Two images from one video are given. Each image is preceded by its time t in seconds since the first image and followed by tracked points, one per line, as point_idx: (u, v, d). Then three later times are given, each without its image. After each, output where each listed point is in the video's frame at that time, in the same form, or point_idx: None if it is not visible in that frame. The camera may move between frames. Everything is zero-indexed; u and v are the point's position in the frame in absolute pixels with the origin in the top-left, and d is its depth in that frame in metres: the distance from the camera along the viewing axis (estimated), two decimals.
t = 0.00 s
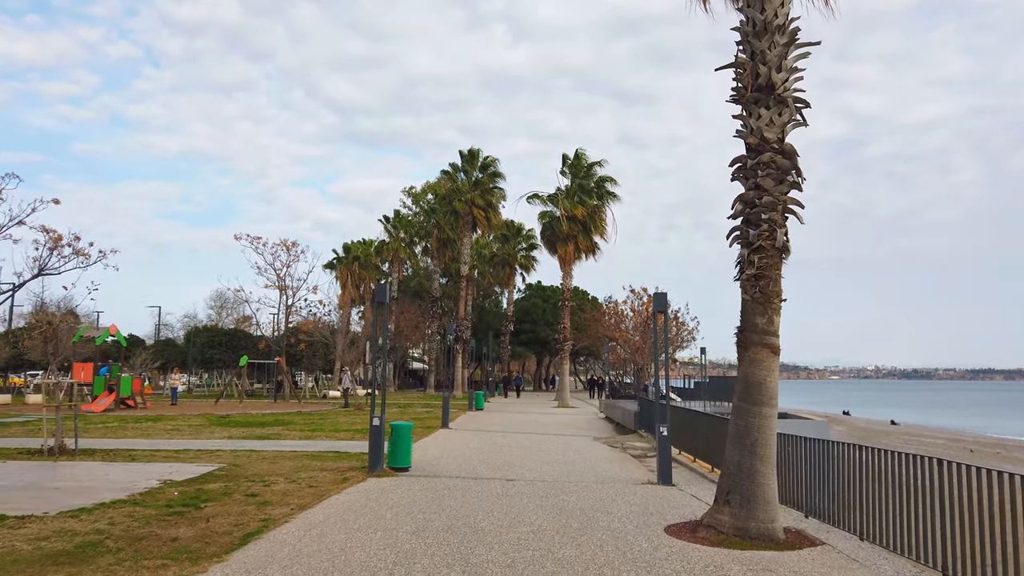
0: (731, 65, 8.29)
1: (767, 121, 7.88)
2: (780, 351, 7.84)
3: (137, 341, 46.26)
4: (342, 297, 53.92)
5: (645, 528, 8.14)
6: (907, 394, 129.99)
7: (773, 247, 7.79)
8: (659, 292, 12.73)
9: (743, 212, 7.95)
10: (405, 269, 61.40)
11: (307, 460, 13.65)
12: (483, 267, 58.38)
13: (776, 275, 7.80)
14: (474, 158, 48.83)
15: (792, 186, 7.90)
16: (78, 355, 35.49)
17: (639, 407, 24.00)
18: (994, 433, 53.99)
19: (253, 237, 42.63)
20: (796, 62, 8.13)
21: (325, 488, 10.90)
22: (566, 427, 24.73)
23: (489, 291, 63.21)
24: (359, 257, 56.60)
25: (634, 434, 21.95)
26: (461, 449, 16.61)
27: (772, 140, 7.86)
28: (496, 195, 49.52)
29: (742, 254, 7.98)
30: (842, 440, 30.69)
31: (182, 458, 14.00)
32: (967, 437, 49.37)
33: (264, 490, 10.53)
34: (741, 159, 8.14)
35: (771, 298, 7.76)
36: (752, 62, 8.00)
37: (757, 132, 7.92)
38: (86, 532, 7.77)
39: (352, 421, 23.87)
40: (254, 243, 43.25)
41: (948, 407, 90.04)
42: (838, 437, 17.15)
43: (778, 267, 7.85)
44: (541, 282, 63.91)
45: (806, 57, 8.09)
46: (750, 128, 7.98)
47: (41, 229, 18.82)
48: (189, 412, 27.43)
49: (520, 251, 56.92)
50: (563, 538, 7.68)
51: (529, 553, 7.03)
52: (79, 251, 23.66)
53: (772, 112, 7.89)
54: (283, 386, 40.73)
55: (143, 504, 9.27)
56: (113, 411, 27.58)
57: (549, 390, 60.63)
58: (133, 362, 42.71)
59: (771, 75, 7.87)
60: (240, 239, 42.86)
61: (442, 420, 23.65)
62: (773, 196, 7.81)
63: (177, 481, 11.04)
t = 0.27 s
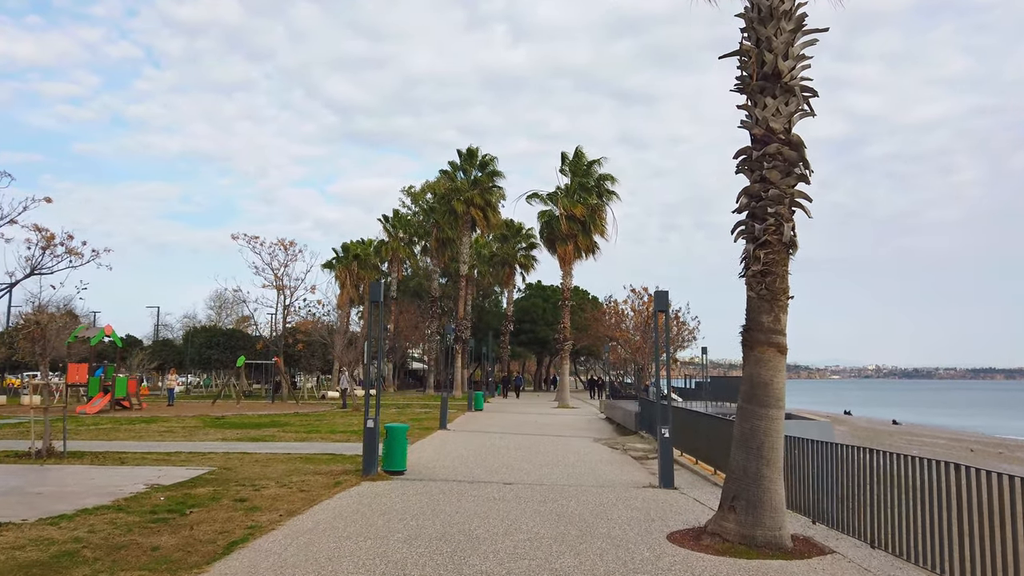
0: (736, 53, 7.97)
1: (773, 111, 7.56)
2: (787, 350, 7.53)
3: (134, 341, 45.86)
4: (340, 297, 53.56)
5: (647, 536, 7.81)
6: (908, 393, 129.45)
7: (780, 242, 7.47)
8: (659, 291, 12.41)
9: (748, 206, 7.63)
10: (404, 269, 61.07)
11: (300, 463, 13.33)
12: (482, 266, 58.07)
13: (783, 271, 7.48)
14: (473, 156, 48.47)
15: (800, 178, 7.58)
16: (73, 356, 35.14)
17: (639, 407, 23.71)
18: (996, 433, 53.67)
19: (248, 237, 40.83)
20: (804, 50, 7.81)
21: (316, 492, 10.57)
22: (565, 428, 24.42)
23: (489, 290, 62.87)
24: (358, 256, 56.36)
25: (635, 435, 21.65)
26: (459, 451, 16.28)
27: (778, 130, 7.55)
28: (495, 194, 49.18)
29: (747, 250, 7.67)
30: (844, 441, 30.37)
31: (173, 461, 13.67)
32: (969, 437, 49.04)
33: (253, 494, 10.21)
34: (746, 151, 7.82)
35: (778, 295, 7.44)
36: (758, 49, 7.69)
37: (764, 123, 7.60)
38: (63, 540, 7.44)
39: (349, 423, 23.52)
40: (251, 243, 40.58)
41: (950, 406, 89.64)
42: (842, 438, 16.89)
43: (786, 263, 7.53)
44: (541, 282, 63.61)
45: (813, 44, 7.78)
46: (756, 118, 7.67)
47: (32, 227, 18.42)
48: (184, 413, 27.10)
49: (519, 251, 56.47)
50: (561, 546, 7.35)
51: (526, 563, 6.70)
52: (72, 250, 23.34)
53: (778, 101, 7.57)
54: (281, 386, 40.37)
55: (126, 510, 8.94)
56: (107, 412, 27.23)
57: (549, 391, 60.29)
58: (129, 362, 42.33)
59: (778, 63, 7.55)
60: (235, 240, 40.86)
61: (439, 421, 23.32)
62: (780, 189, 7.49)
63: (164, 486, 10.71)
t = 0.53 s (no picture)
0: (747, 39, 7.65)
1: (786, 98, 7.24)
2: (802, 349, 7.20)
3: (134, 342, 45.60)
4: (342, 297, 53.29)
5: (654, 542, 7.50)
6: (912, 393, 128.97)
7: (794, 236, 7.15)
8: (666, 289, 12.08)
9: (760, 198, 7.30)
10: (406, 269, 60.85)
11: (297, 466, 13.04)
12: (484, 266, 57.79)
13: (797, 266, 7.16)
14: (474, 155, 48.11)
15: (814, 169, 7.25)
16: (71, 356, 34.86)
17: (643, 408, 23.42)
18: (1002, 433, 53.33)
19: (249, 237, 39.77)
20: (818, 35, 7.48)
21: (312, 496, 10.26)
22: (568, 429, 24.14)
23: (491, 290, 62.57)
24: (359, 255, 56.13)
25: (639, 436, 21.35)
26: (460, 453, 15.97)
27: (792, 119, 7.22)
28: (496, 193, 48.86)
29: (759, 244, 7.35)
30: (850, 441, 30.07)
31: (167, 463, 13.36)
32: (975, 437, 48.69)
33: (247, 498, 9.90)
34: (757, 142, 7.50)
35: (792, 291, 7.11)
36: (770, 35, 7.37)
37: (776, 111, 7.27)
38: (47, 547, 7.14)
39: (349, 424, 23.24)
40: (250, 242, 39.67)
41: (954, 406, 89.28)
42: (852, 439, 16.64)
43: (800, 257, 7.20)
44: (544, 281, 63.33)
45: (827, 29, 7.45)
46: (768, 106, 7.34)
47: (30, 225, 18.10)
48: (183, 413, 26.82)
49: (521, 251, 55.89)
50: (565, 553, 7.04)
51: (528, 571, 6.39)
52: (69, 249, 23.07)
53: (792, 88, 7.25)
54: (281, 387, 40.10)
55: (115, 515, 8.64)
56: (105, 413, 26.94)
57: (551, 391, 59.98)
58: (129, 363, 42.06)
59: (791, 48, 7.22)
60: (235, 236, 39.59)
61: (441, 421, 23.01)
62: (794, 180, 7.17)
63: (156, 489, 10.40)
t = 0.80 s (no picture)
0: (764, 25, 7.31)
1: (807, 86, 6.89)
2: (822, 350, 6.86)
3: (137, 342, 45.39)
4: (346, 297, 53.06)
5: (667, 552, 7.15)
6: (917, 394, 128.53)
7: (814, 231, 6.81)
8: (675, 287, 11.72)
9: (778, 191, 6.96)
10: (410, 268, 60.72)
11: (297, 469, 12.71)
12: (489, 266, 57.52)
13: (818, 262, 6.81)
14: (478, 154, 47.77)
15: (835, 160, 6.90)
16: (73, 356, 34.63)
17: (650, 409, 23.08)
18: (1010, 433, 52.94)
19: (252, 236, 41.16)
20: (838, 21, 7.14)
21: (311, 501, 9.93)
22: (574, 430, 23.85)
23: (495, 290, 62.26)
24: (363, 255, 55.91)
25: (645, 437, 21.06)
26: (464, 455, 15.64)
27: (812, 108, 6.87)
28: (500, 193, 48.54)
29: (778, 240, 7.00)
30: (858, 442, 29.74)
31: (164, 466, 13.06)
32: (983, 438, 48.31)
33: (244, 503, 9.58)
34: (775, 132, 7.15)
35: (812, 289, 6.76)
36: (789, 19, 7.03)
37: (796, 99, 6.92)
38: (31, 557, 6.81)
39: (351, 425, 22.94)
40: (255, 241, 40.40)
41: (960, 407, 88.79)
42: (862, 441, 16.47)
43: (820, 253, 6.86)
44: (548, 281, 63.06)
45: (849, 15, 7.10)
46: (787, 95, 6.99)
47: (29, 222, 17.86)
48: (185, 414, 26.55)
49: (526, 250, 55.32)
50: (574, 564, 6.70)
51: None
52: (69, 247, 22.84)
53: (812, 75, 6.90)
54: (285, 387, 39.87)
55: (106, 522, 8.32)
56: (106, 413, 26.68)
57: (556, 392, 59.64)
58: (132, 363, 41.85)
59: (811, 34, 6.87)
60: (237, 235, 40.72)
61: (444, 422, 22.67)
62: (814, 172, 6.82)
63: (151, 493, 10.08)
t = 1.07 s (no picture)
0: (777, 6, 6.96)
1: (823, 70, 6.55)
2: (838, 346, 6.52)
3: (137, 341, 45.10)
4: (347, 296, 52.78)
5: (675, 559, 6.82)
6: (920, 394, 128.23)
7: (830, 221, 6.48)
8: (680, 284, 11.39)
9: (793, 180, 6.62)
10: (411, 267, 60.49)
11: (293, 470, 12.41)
12: (491, 265, 57.23)
13: (834, 255, 6.48)
14: (480, 152, 47.42)
15: (853, 148, 6.55)
16: (71, 355, 34.36)
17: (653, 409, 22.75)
18: (1015, 434, 52.55)
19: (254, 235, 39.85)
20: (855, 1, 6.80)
21: (305, 503, 9.61)
22: (576, 430, 23.54)
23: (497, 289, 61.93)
24: (364, 254, 55.63)
25: (649, 438, 20.73)
26: (465, 456, 15.31)
27: (828, 93, 6.53)
28: (502, 191, 48.21)
29: (791, 231, 6.67)
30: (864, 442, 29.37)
31: (157, 467, 12.75)
32: (988, 438, 47.92)
33: (235, 506, 9.26)
34: (789, 118, 6.81)
35: (828, 282, 6.43)
36: None
37: (811, 84, 6.58)
38: (8, 563, 6.51)
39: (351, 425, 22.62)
40: (253, 239, 39.97)
41: (963, 407, 88.45)
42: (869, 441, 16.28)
43: (837, 245, 6.52)
44: (550, 281, 62.76)
45: None
46: (802, 79, 6.65)
47: (23, 219, 17.56)
48: (183, 414, 26.26)
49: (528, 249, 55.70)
50: (577, 571, 6.36)
51: None
52: (65, 245, 22.56)
53: (828, 58, 6.56)
54: (285, 387, 39.58)
55: (91, 526, 8.02)
56: (103, 413, 26.40)
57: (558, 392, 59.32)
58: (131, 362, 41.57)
59: (827, 14, 6.53)
60: (241, 236, 40.06)
61: (445, 423, 22.34)
62: (830, 159, 6.48)
63: (140, 496, 9.78)
